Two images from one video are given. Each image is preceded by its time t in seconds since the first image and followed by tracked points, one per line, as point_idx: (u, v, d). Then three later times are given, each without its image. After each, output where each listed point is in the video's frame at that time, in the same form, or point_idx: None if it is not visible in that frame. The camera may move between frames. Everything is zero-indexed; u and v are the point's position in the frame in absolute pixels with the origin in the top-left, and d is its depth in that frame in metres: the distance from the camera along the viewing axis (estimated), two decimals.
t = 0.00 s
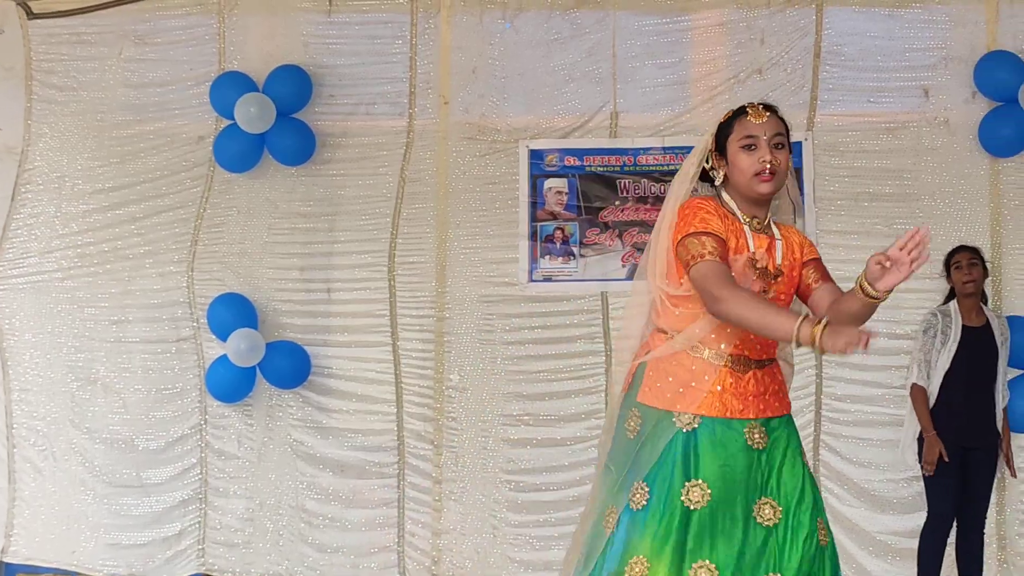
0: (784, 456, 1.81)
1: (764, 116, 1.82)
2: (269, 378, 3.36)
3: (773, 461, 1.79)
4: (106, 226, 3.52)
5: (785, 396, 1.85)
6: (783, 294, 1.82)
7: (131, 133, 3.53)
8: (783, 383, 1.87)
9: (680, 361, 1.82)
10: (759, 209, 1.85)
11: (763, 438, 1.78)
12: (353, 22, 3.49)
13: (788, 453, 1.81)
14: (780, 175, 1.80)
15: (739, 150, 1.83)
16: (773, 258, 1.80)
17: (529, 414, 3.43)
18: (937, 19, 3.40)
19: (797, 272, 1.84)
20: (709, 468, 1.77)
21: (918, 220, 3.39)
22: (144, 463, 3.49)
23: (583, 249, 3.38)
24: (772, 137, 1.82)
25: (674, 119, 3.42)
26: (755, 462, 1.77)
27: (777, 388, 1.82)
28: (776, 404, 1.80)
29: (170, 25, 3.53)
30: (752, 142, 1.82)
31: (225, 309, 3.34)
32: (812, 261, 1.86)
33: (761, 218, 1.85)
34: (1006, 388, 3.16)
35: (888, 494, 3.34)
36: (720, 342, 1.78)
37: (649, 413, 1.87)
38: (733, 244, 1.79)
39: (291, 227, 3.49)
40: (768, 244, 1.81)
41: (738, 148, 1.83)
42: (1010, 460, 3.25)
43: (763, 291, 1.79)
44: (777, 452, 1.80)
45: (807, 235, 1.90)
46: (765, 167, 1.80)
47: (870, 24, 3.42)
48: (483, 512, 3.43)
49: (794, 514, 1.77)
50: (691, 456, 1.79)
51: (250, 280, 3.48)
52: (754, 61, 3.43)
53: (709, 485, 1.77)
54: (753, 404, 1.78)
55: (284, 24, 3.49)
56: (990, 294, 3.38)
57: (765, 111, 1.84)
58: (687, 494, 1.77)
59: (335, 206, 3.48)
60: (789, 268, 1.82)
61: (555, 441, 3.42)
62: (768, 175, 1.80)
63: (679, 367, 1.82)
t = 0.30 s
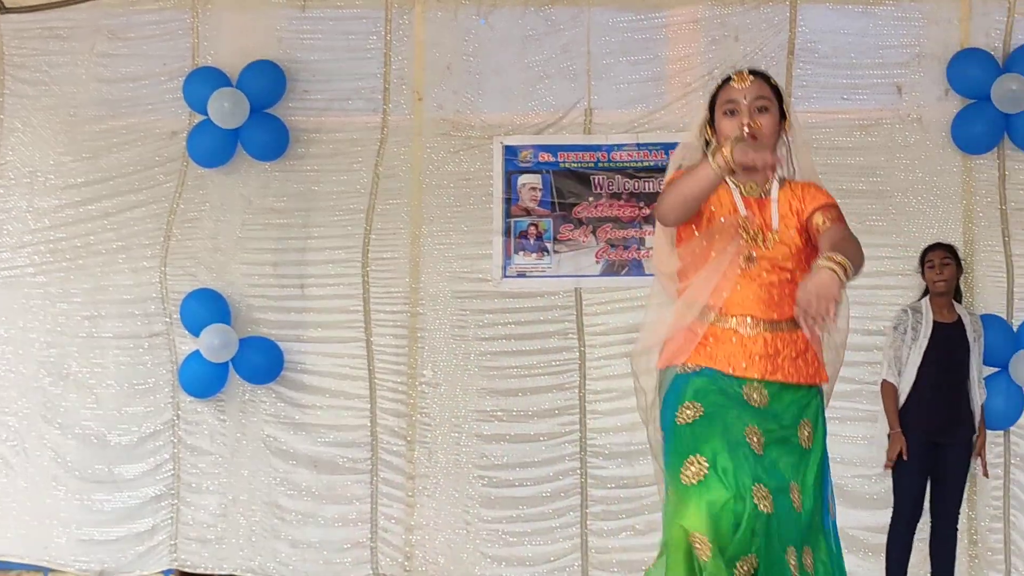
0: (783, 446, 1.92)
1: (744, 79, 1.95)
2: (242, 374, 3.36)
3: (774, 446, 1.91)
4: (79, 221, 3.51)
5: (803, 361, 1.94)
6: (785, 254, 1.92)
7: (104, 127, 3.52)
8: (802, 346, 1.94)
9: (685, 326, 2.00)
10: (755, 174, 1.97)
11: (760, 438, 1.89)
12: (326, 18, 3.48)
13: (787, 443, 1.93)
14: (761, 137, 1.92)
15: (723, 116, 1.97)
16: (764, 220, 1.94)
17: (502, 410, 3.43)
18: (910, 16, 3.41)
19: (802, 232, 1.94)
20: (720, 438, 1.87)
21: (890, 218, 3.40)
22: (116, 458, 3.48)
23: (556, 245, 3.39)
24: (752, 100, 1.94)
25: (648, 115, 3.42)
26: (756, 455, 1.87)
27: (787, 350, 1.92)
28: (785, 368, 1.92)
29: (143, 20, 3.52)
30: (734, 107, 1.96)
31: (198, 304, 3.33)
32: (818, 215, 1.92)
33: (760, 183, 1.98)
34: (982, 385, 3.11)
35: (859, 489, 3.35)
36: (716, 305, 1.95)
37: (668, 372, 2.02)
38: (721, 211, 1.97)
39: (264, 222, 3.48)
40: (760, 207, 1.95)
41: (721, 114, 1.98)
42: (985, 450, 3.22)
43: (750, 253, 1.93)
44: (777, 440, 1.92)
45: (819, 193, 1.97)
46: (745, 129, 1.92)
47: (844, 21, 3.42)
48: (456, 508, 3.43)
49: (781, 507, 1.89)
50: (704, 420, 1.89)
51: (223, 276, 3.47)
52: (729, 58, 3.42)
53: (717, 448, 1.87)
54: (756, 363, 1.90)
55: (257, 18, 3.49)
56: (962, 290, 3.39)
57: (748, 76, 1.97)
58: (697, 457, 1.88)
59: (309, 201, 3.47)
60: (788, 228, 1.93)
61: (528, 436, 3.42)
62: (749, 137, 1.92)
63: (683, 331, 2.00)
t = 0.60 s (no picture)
0: (778, 446, 1.85)
1: (724, 96, 1.96)
2: (205, 371, 3.34)
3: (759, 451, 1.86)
4: (41, 218, 3.49)
5: (794, 377, 1.88)
6: (770, 270, 1.90)
7: (67, 124, 3.50)
8: (791, 359, 1.91)
9: (677, 359, 1.97)
10: (738, 191, 1.95)
11: (754, 416, 1.88)
12: (290, 14, 3.47)
13: (783, 441, 1.85)
14: (744, 154, 1.93)
15: (705, 131, 1.98)
16: (741, 242, 1.91)
17: (467, 408, 3.43)
18: (873, 14, 3.42)
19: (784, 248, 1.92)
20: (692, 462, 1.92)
21: (853, 215, 3.41)
22: (79, 457, 3.47)
23: (521, 241, 3.39)
24: (737, 115, 1.95)
25: (613, 113, 3.42)
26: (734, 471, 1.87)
27: (776, 368, 1.88)
28: (779, 387, 1.87)
29: (106, 15, 3.50)
30: (717, 122, 1.97)
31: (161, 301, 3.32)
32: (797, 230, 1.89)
33: (740, 200, 1.95)
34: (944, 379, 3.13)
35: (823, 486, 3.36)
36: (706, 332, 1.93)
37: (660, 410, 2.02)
38: (703, 239, 1.93)
39: (228, 219, 3.47)
40: (738, 228, 1.93)
41: (704, 130, 1.98)
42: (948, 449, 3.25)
43: (729, 276, 1.90)
44: (765, 442, 1.86)
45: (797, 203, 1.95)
46: (727, 147, 1.93)
47: (807, 19, 3.43)
48: (421, 506, 3.43)
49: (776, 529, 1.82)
50: (681, 448, 1.94)
51: (187, 273, 3.46)
52: (693, 55, 3.43)
53: (687, 476, 1.92)
54: (746, 387, 1.87)
55: (221, 15, 3.47)
56: (924, 287, 3.41)
57: (729, 91, 1.98)
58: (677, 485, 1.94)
59: (273, 198, 3.46)
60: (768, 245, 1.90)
61: (493, 434, 3.42)
62: (731, 156, 1.93)
63: (673, 365, 1.98)
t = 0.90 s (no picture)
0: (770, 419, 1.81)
1: (734, 72, 1.87)
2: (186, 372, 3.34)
3: (757, 435, 1.80)
4: (21, 219, 3.49)
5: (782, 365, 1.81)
6: (767, 255, 1.83)
7: (46, 124, 3.49)
8: (783, 347, 1.82)
9: (666, 338, 1.90)
10: (746, 168, 1.88)
11: (742, 409, 1.80)
12: (271, 14, 3.47)
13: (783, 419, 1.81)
14: (757, 130, 1.84)
15: (716, 107, 1.89)
16: (744, 221, 1.85)
17: (448, 407, 3.43)
18: (852, 14, 3.43)
19: (787, 235, 1.84)
20: (684, 447, 1.84)
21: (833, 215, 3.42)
22: (60, 457, 3.46)
23: (501, 242, 3.39)
24: (748, 91, 1.86)
25: (593, 113, 3.42)
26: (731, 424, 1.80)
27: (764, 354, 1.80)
28: (762, 374, 1.79)
29: (85, 15, 3.50)
30: (728, 98, 1.88)
31: (141, 301, 3.31)
32: (803, 220, 1.82)
33: (748, 178, 1.89)
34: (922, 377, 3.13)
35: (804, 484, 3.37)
36: (697, 311, 1.86)
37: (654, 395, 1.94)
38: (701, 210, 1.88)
39: (208, 220, 3.46)
40: (742, 207, 1.86)
41: (714, 105, 1.89)
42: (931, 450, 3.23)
43: (723, 254, 1.84)
44: (763, 423, 1.80)
45: (808, 191, 1.86)
46: (739, 123, 1.85)
47: (788, 19, 3.44)
48: (402, 506, 3.43)
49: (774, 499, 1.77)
50: (672, 435, 1.86)
51: (168, 273, 3.46)
52: (673, 55, 3.43)
53: (677, 460, 1.84)
54: (728, 371, 1.80)
55: (201, 14, 3.47)
56: (904, 286, 3.42)
57: (740, 67, 1.89)
58: (662, 474, 1.84)
59: (253, 199, 3.46)
60: (769, 228, 1.84)
61: (474, 434, 3.42)
62: (742, 133, 1.84)
63: (665, 343, 1.90)
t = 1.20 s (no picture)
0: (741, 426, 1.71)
1: (706, 85, 1.84)
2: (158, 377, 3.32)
3: (724, 446, 1.70)
4: None
5: (753, 367, 1.72)
6: (738, 253, 1.76)
7: (18, 129, 3.48)
8: (755, 349, 1.73)
9: (638, 346, 1.81)
10: (720, 179, 1.84)
11: (713, 417, 1.72)
12: (244, 18, 3.46)
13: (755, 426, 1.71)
14: (728, 145, 1.81)
15: (688, 121, 1.86)
16: (712, 221, 1.79)
17: (422, 412, 3.42)
18: (825, 18, 3.43)
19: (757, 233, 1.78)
20: (646, 453, 1.72)
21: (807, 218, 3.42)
22: (32, 464, 3.44)
23: (475, 246, 3.39)
24: (719, 104, 1.83)
25: (566, 117, 3.42)
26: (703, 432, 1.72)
27: (735, 354, 1.71)
28: (734, 373, 1.70)
29: (58, 21, 3.49)
30: (699, 111, 1.85)
31: (114, 307, 3.30)
32: (771, 212, 1.75)
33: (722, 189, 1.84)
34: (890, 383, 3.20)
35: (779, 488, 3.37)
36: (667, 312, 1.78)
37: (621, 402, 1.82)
38: (667, 216, 1.83)
39: (181, 225, 3.46)
40: (711, 209, 1.81)
41: (686, 119, 1.86)
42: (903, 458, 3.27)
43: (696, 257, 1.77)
44: (732, 433, 1.71)
45: (778, 190, 1.80)
46: (709, 138, 1.82)
47: (761, 23, 3.43)
48: (376, 511, 3.41)
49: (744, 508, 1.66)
50: (632, 442, 1.74)
51: (141, 278, 3.45)
52: (646, 59, 3.43)
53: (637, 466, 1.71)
54: (700, 370, 1.71)
55: (174, 20, 3.47)
56: (877, 289, 3.43)
57: (713, 80, 1.86)
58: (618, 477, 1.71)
59: (227, 204, 3.45)
60: (739, 225, 1.78)
61: (448, 438, 3.41)
62: (713, 147, 1.81)
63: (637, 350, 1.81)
